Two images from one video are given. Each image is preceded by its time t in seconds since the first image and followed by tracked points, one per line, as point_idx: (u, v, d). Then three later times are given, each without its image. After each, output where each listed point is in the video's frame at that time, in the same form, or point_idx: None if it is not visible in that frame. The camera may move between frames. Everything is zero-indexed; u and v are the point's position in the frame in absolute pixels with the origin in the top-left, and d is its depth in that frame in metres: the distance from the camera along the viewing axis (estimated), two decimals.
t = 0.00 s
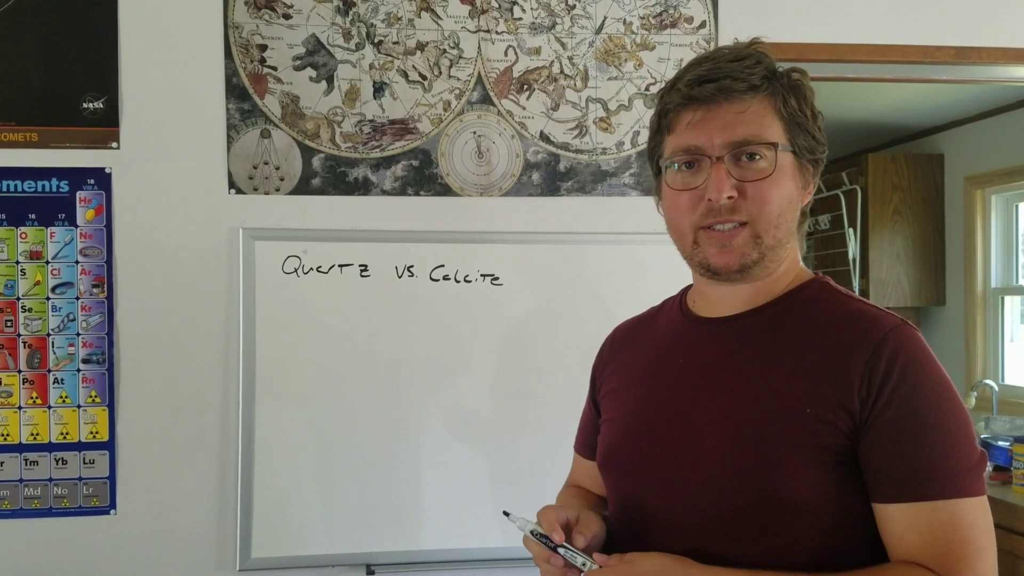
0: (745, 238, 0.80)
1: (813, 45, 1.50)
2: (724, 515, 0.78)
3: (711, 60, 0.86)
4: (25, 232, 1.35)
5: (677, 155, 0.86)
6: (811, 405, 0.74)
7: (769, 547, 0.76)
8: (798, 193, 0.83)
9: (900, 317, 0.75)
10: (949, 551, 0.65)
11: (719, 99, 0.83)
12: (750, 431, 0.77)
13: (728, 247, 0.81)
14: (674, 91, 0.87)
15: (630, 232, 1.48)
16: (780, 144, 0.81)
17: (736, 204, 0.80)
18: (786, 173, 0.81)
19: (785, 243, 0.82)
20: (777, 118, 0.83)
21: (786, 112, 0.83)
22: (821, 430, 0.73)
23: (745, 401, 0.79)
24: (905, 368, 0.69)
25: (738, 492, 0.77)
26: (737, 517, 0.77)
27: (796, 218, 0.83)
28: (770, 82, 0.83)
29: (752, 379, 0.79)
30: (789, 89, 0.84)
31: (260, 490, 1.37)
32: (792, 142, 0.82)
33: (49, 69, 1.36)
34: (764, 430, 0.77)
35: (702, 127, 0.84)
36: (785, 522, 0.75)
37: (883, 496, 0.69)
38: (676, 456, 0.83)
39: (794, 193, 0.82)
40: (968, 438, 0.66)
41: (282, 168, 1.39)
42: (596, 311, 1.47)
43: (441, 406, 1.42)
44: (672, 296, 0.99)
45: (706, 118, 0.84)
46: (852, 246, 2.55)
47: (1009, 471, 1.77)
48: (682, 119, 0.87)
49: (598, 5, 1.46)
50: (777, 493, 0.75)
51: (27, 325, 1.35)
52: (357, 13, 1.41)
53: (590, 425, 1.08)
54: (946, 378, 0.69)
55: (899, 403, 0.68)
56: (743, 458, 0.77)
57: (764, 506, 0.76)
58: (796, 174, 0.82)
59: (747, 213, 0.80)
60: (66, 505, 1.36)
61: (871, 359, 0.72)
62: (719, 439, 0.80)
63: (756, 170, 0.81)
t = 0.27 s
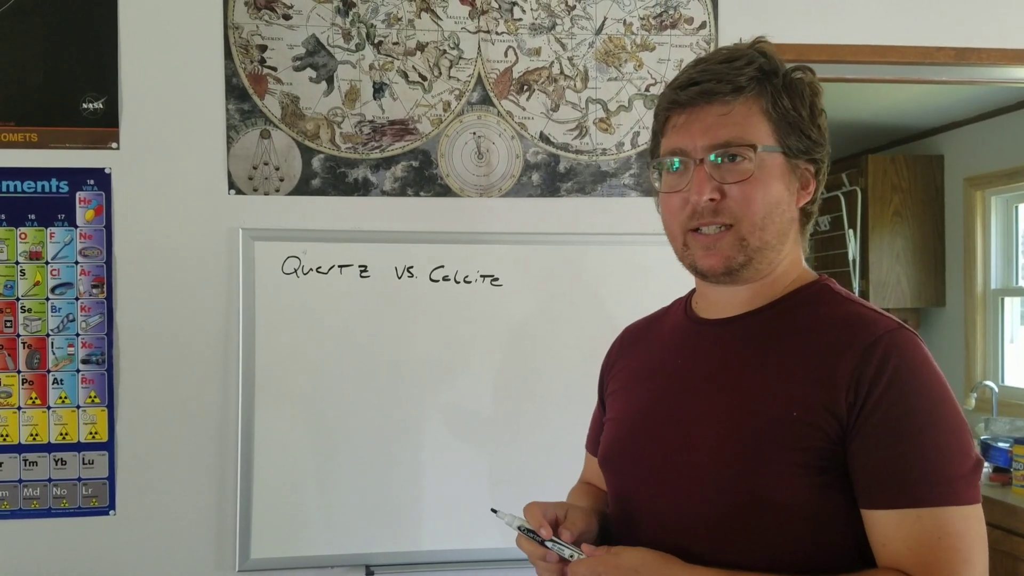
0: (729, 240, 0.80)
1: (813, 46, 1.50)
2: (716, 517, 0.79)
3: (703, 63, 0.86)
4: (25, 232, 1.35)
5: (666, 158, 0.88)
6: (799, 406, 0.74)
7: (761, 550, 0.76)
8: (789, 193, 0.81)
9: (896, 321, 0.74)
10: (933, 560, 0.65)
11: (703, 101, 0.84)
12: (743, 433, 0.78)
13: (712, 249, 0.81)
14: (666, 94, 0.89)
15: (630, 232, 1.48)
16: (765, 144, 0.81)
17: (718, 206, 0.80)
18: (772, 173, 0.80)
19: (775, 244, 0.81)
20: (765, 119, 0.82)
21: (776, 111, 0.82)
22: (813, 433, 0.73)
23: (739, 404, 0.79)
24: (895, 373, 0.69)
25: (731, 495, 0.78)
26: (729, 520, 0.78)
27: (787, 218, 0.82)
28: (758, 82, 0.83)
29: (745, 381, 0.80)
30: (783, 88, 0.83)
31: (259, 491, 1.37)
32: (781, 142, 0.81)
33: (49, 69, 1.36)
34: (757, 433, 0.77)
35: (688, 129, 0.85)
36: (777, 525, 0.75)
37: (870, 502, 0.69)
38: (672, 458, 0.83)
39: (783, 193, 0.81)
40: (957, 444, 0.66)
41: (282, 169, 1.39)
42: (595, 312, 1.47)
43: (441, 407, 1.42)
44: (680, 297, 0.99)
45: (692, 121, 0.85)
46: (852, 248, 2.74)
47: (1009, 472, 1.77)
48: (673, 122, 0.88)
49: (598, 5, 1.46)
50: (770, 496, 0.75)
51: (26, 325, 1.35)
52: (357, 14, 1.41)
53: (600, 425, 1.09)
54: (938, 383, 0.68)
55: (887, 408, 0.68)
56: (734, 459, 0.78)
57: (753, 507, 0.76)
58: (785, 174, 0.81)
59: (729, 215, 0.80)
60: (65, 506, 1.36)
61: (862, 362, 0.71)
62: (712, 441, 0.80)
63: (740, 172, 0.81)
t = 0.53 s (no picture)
0: (667, 247, 0.84)
1: (812, 47, 1.50)
2: (705, 520, 0.79)
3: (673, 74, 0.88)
4: (23, 230, 1.35)
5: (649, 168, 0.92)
6: (779, 411, 0.74)
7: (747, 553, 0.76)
8: (729, 196, 0.80)
9: (889, 328, 0.72)
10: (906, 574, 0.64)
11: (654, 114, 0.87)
12: (732, 437, 0.77)
13: (660, 255, 0.86)
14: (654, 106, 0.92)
15: (628, 232, 1.48)
16: (690, 152, 0.81)
17: (655, 215, 0.84)
18: (697, 180, 0.81)
19: (721, 248, 0.81)
20: (702, 124, 0.81)
21: (715, 115, 0.81)
22: (799, 438, 0.72)
23: (729, 407, 0.78)
24: (878, 381, 0.67)
25: (719, 498, 0.77)
26: (717, 522, 0.78)
27: (732, 220, 0.80)
28: (707, 85, 0.82)
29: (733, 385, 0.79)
30: (729, 88, 0.80)
31: (256, 490, 1.37)
32: (714, 146, 0.80)
33: (48, 67, 1.36)
34: (744, 437, 0.76)
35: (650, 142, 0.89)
36: (765, 530, 0.75)
37: (849, 511, 0.68)
38: (666, 459, 0.83)
39: (717, 198, 0.80)
40: (938, 458, 0.64)
41: (280, 167, 1.39)
42: (594, 312, 1.47)
43: (439, 406, 1.42)
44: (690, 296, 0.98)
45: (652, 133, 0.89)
46: (851, 250, 2.63)
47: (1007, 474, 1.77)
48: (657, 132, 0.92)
49: (597, 6, 1.46)
50: (757, 500, 0.75)
51: (24, 323, 1.35)
52: (356, 13, 1.41)
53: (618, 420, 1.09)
54: (923, 394, 0.66)
55: (867, 417, 0.67)
56: (720, 463, 0.77)
57: (737, 510, 0.76)
58: (717, 178, 0.80)
59: (664, 223, 0.83)
60: (62, 504, 1.35)
61: (847, 368, 0.70)
62: (700, 444, 0.80)
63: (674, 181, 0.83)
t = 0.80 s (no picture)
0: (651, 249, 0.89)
1: (812, 45, 1.50)
2: (685, 520, 0.78)
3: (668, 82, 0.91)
4: (22, 228, 1.35)
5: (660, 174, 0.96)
6: (751, 413, 0.73)
7: (723, 555, 0.75)
8: (684, 197, 0.83)
9: (867, 327, 0.69)
10: None
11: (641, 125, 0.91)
12: (710, 437, 0.76)
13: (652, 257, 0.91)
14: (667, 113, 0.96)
15: (628, 231, 1.48)
16: (652, 158, 0.86)
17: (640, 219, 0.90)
18: (658, 184, 0.85)
19: (688, 247, 0.84)
20: (664, 131, 0.85)
21: (672, 121, 0.84)
22: (773, 440, 0.71)
23: (708, 408, 0.77)
24: (844, 384, 0.65)
25: (698, 499, 0.77)
26: (696, 523, 0.77)
27: (691, 220, 0.83)
28: (674, 90, 0.84)
29: (712, 384, 0.78)
30: (686, 93, 0.82)
31: (255, 489, 1.37)
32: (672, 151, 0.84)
33: (46, 66, 1.35)
34: (721, 438, 0.75)
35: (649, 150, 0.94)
36: (742, 532, 0.74)
37: (815, 515, 0.66)
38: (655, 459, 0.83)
39: (675, 199, 0.84)
40: (903, 464, 0.62)
41: (279, 166, 1.39)
42: (593, 311, 1.47)
43: (438, 405, 1.42)
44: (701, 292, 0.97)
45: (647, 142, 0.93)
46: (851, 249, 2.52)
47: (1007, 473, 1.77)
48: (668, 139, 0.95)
49: (597, 4, 1.46)
50: (733, 501, 0.74)
51: (23, 322, 1.35)
52: (355, 11, 1.40)
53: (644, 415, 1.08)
54: (893, 397, 0.64)
55: (832, 421, 0.65)
56: (699, 464, 0.77)
57: (714, 511, 0.75)
58: (675, 180, 0.84)
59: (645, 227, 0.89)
60: (61, 503, 1.35)
61: (816, 371, 0.68)
62: (681, 443, 0.79)
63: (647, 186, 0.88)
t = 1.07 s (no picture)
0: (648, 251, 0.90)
1: (811, 46, 1.50)
2: (670, 521, 0.79)
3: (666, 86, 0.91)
4: (21, 229, 1.35)
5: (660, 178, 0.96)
6: (731, 413, 0.73)
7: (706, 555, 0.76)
8: (678, 198, 0.83)
9: (847, 328, 0.69)
10: None
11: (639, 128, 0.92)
12: (693, 439, 0.76)
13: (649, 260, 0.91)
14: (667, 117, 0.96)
15: (627, 231, 1.48)
16: (646, 161, 0.86)
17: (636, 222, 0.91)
18: (652, 186, 0.86)
19: (682, 249, 0.85)
20: (658, 134, 0.86)
21: (667, 123, 0.84)
22: (752, 442, 0.71)
23: (693, 410, 0.78)
24: (817, 387, 0.65)
25: (683, 500, 0.77)
26: (681, 523, 0.78)
27: (684, 221, 0.83)
28: (669, 93, 0.84)
29: (696, 384, 0.79)
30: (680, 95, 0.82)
31: (254, 489, 1.36)
32: (665, 153, 0.84)
33: (45, 66, 1.35)
34: (704, 440, 0.75)
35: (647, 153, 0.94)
36: (725, 533, 0.74)
37: (790, 516, 0.67)
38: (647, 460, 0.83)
39: (668, 201, 0.84)
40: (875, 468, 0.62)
41: (279, 167, 1.39)
42: (593, 312, 1.47)
43: (438, 406, 1.41)
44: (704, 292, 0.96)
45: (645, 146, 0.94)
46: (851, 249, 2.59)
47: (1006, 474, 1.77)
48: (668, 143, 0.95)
49: (597, 4, 1.46)
50: (716, 502, 0.74)
51: (22, 322, 1.35)
52: (355, 12, 1.40)
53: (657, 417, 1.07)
54: (868, 401, 0.63)
55: (806, 424, 0.65)
56: (683, 465, 0.77)
57: (697, 512, 0.76)
58: (667, 182, 0.84)
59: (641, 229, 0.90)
60: (60, 504, 1.35)
61: (791, 373, 0.68)
62: (667, 445, 0.80)
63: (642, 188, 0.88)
